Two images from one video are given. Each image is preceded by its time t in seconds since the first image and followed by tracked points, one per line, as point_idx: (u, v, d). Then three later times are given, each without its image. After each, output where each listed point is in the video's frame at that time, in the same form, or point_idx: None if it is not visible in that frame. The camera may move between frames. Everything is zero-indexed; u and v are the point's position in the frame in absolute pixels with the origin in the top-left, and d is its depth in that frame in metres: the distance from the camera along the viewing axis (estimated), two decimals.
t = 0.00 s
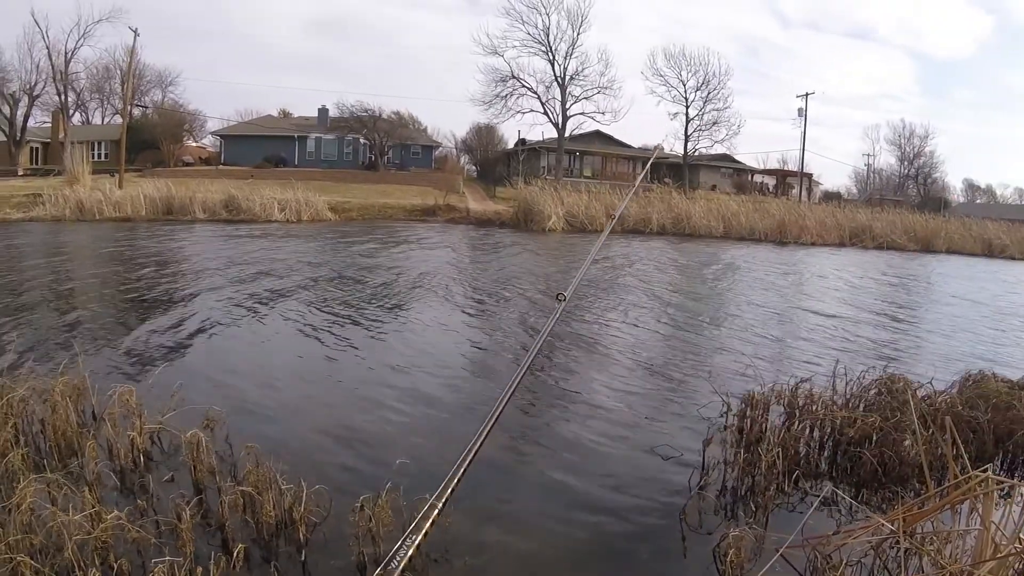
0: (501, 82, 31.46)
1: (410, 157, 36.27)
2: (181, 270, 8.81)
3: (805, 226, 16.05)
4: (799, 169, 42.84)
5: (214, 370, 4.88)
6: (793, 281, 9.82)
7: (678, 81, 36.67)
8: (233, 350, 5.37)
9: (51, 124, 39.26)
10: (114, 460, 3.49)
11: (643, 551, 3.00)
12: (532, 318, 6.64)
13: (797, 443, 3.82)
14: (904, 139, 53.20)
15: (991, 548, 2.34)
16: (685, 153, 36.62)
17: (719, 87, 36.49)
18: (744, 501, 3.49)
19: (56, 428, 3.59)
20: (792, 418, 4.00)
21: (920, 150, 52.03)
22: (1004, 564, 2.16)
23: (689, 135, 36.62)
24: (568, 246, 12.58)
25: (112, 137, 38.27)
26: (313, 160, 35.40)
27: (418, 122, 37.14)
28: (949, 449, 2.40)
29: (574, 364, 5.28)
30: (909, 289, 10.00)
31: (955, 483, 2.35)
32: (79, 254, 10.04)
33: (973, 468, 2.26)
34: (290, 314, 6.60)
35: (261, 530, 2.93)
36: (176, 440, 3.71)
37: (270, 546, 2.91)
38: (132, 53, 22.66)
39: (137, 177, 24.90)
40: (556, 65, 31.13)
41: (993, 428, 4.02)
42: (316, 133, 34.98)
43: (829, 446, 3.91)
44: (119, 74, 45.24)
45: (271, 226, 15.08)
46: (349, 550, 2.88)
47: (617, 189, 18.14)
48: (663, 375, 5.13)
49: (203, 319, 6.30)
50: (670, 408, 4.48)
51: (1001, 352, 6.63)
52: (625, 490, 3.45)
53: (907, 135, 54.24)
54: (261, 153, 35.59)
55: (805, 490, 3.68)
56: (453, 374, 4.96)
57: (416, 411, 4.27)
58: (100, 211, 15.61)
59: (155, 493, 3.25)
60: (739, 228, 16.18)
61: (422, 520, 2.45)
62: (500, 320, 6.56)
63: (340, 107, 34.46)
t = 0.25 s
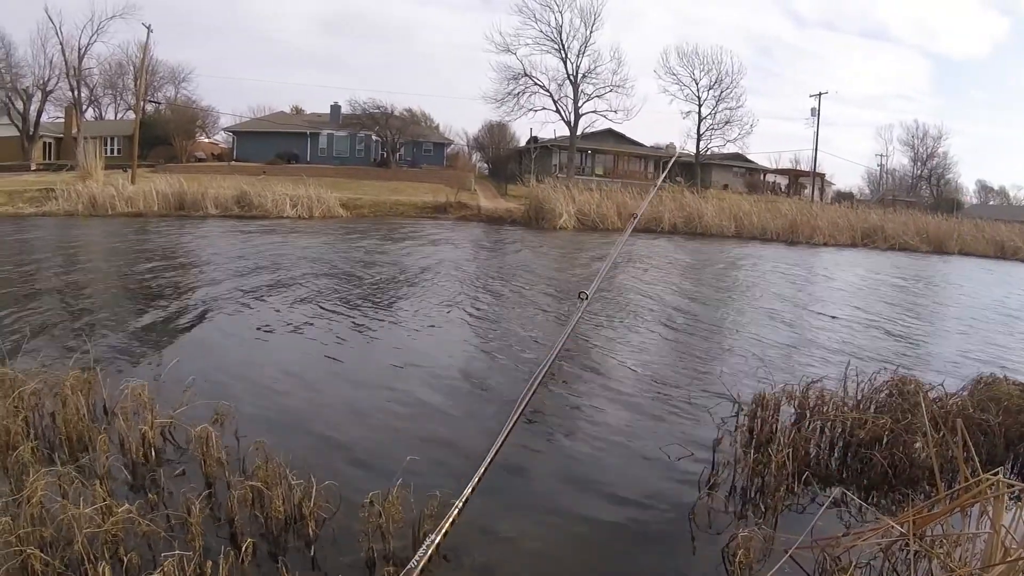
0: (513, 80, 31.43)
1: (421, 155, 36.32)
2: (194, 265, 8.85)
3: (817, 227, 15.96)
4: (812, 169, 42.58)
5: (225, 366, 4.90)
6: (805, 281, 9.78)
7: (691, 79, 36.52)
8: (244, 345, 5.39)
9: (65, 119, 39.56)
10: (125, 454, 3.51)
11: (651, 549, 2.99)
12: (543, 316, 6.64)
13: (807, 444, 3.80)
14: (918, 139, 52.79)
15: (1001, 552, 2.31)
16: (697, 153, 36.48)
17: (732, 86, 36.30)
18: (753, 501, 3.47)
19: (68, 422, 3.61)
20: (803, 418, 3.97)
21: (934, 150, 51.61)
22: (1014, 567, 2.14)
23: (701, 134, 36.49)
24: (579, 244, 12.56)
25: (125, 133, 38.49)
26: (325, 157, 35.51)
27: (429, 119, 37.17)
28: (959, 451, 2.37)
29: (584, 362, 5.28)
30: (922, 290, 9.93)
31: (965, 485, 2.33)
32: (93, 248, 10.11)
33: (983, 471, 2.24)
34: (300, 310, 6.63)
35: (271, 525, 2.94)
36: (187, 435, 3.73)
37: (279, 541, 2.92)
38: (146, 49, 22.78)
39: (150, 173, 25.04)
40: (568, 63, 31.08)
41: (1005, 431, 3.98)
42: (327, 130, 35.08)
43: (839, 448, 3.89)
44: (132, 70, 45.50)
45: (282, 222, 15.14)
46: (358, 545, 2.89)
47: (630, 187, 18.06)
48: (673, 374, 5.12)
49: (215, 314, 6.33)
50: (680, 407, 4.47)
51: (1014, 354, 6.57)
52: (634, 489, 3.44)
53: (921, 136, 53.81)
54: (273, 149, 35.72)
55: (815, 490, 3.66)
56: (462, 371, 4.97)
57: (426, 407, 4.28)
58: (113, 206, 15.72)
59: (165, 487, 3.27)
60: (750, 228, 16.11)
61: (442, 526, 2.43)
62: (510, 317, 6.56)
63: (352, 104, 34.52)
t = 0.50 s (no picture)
0: (518, 79, 31.42)
1: (425, 154, 36.35)
2: (199, 264, 8.87)
3: (822, 226, 15.92)
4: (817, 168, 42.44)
5: (229, 365, 4.91)
6: (810, 281, 9.75)
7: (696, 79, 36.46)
8: (249, 345, 5.40)
9: (70, 119, 39.69)
10: (129, 453, 3.52)
11: (655, 549, 2.99)
12: (548, 316, 6.64)
13: (811, 444, 3.78)
14: (924, 139, 52.62)
15: (1006, 554, 2.29)
16: (701, 152, 36.42)
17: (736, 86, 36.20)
18: (757, 502, 3.46)
19: (72, 421, 3.62)
20: (807, 418, 3.96)
21: (940, 149, 51.43)
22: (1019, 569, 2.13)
23: (706, 134, 36.42)
24: (583, 243, 12.56)
25: (130, 132, 38.60)
26: (329, 156, 35.55)
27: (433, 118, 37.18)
28: (964, 452, 2.36)
29: (588, 362, 5.27)
30: (927, 290, 9.89)
31: (970, 486, 2.31)
32: (98, 247, 10.14)
33: (988, 472, 2.22)
34: (304, 309, 6.63)
35: (274, 524, 2.94)
36: (191, 434, 3.73)
37: (283, 540, 2.92)
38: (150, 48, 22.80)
39: (155, 172, 25.10)
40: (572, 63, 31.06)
41: (1010, 431, 3.96)
42: (332, 129, 35.12)
43: (844, 448, 3.87)
44: (137, 69, 45.56)
45: (287, 221, 15.16)
46: (362, 545, 2.89)
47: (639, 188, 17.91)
48: (677, 374, 5.11)
49: (220, 313, 6.34)
50: (684, 407, 4.46)
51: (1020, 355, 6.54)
52: (637, 489, 3.44)
53: (927, 135, 53.64)
54: (278, 148, 35.79)
55: (819, 491, 3.64)
56: (467, 370, 4.97)
57: (430, 406, 4.28)
58: (118, 205, 15.77)
59: (169, 486, 3.27)
60: (755, 227, 16.07)
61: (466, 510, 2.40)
62: (514, 317, 6.56)
63: (357, 103, 34.55)
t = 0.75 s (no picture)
0: (520, 80, 31.44)
1: (427, 155, 36.38)
2: (201, 265, 8.87)
3: (823, 229, 15.90)
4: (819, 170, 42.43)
5: (230, 365, 4.90)
6: (811, 284, 9.74)
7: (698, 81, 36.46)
8: (250, 345, 5.40)
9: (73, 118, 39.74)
10: (129, 453, 3.52)
11: (655, 551, 2.98)
12: (549, 317, 6.63)
13: (812, 447, 3.78)
14: (925, 142, 52.59)
15: (1006, 558, 2.28)
16: (703, 154, 36.42)
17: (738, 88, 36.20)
18: (757, 505, 3.46)
19: (73, 420, 3.62)
20: (808, 421, 3.96)
21: (942, 152, 51.40)
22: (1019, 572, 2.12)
23: (707, 136, 36.41)
24: (584, 245, 12.56)
25: (132, 131, 38.62)
26: (331, 156, 35.59)
27: (435, 119, 37.20)
28: (966, 455, 2.35)
29: (589, 364, 5.27)
30: (928, 294, 9.88)
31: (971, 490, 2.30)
32: (100, 247, 10.15)
33: (989, 476, 2.22)
34: (305, 309, 6.64)
35: (274, 525, 2.94)
36: (191, 434, 3.73)
37: (283, 541, 2.92)
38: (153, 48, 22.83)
39: (157, 172, 25.12)
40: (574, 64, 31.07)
41: (1010, 435, 3.95)
42: (334, 129, 35.15)
43: (844, 452, 3.87)
44: (140, 69, 45.64)
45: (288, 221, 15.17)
46: (362, 546, 2.89)
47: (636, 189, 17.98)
48: (678, 376, 5.10)
49: (221, 313, 6.34)
50: (685, 410, 4.46)
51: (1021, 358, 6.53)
52: (638, 491, 3.43)
53: (929, 138, 53.65)
54: (280, 148, 35.81)
55: (820, 494, 3.64)
56: (467, 372, 4.97)
57: (430, 408, 4.27)
58: (120, 205, 15.78)
59: (169, 486, 3.27)
60: (756, 229, 16.07)
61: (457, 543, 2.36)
62: (515, 318, 6.56)
63: (359, 104, 34.57)
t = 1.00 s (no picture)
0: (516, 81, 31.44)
1: (423, 155, 36.37)
2: (196, 265, 8.85)
3: (819, 229, 15.93)
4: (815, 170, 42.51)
5: (227, 366, 4.90)
6: (807, 284, 9.76)
7: (694, 81, 36.49)
8: (246, 345, 5.39)
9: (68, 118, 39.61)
10: (125, 454, 3.51)
11: (653, 552, 2.98)
12: (545, 318, 6.64)
13: (808, 447, 3.78)
14: (921, 142, 52.75)
15: (1003, 557, 2.28)
16: (699, 154, 36.46)
17: (734, 88, 36.25)
18: (754, 504, 3.46)
19: (68, 422, 3.61)
20: (804, 421, 3.97)
21: (937, 152, 51.58)
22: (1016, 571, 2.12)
23: (704, 136, 36.46)
24: (581, 245, 12.56)
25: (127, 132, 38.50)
26: (327, 157, 35.55)
27: (431, 120, 37.17)
28: (960, 454, 2.35)
29: (586, 364, 5.26)
30: (924, 293, 9.90)
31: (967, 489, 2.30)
32: (95, 248, 10.12)
33: (985, 475, 2.22)
34: (302, 310, 6.62)
35: (270, 526, 2.93)
36: (187, 435, 3.72)
37: (279, 542, 2.91)
38: (148, 48, 22.78)
39: (153, 172, 25.05)
40: (571, 65, 31.09)
41: (1006, 435, 3.96)
42: (330, 130, 35.10)
43: (841, 451, 3.87)
44: (135, 69, 45.55)
45: (284, 222, 15.15)
46: (358, 547, 2.88)
47: (632, 189, 17.99)
48: (675, 376, 5.10)
49: (217, 314, 6.34)
50: (682, 410, 4.46)
51: (1017, 357, 6.54)
52: (635, 491, 3.43)
53: (924, 138, 53.81)
54: (276, 149, 35.75)
55: (816, 494, 3.64)
56: (464, 372, 4.96)
57: (428, 408, 4.26)
58: (115, 206, 15.74)
59: (166, 487, 3.26)
60: (752, 229, 16.09)
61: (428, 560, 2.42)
62: (512, 318, 6.56)
63: (355, 104, 34.51)
